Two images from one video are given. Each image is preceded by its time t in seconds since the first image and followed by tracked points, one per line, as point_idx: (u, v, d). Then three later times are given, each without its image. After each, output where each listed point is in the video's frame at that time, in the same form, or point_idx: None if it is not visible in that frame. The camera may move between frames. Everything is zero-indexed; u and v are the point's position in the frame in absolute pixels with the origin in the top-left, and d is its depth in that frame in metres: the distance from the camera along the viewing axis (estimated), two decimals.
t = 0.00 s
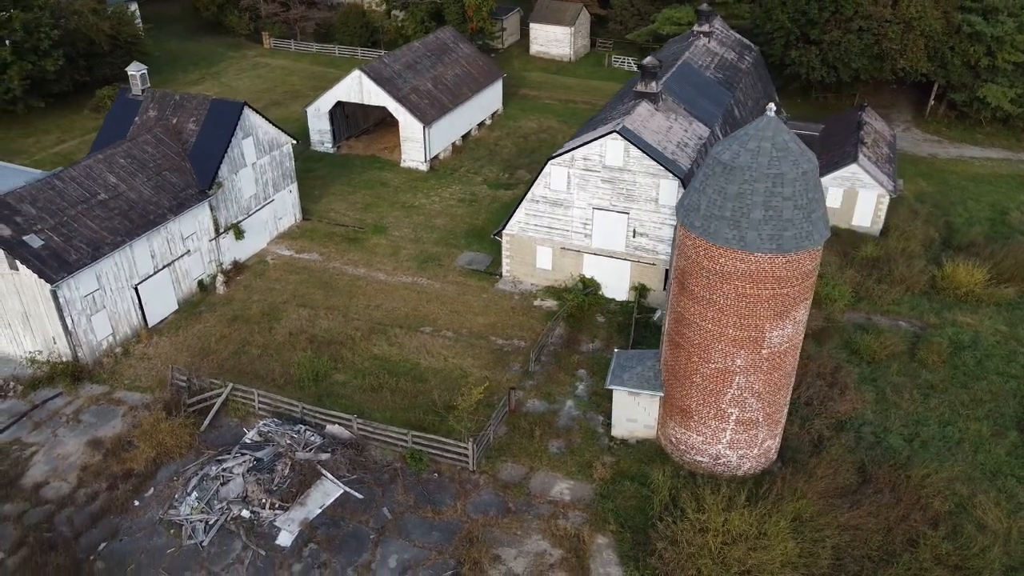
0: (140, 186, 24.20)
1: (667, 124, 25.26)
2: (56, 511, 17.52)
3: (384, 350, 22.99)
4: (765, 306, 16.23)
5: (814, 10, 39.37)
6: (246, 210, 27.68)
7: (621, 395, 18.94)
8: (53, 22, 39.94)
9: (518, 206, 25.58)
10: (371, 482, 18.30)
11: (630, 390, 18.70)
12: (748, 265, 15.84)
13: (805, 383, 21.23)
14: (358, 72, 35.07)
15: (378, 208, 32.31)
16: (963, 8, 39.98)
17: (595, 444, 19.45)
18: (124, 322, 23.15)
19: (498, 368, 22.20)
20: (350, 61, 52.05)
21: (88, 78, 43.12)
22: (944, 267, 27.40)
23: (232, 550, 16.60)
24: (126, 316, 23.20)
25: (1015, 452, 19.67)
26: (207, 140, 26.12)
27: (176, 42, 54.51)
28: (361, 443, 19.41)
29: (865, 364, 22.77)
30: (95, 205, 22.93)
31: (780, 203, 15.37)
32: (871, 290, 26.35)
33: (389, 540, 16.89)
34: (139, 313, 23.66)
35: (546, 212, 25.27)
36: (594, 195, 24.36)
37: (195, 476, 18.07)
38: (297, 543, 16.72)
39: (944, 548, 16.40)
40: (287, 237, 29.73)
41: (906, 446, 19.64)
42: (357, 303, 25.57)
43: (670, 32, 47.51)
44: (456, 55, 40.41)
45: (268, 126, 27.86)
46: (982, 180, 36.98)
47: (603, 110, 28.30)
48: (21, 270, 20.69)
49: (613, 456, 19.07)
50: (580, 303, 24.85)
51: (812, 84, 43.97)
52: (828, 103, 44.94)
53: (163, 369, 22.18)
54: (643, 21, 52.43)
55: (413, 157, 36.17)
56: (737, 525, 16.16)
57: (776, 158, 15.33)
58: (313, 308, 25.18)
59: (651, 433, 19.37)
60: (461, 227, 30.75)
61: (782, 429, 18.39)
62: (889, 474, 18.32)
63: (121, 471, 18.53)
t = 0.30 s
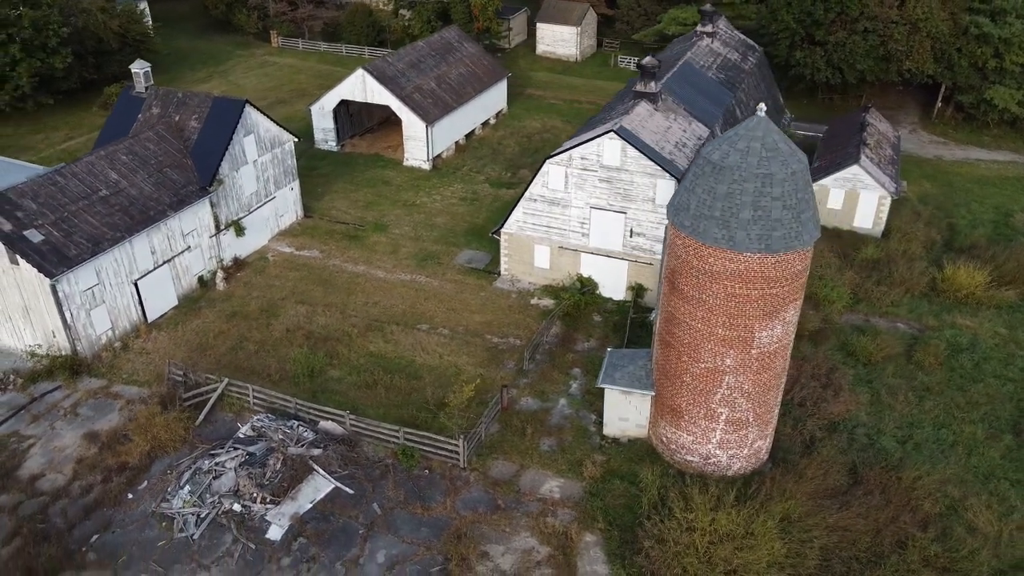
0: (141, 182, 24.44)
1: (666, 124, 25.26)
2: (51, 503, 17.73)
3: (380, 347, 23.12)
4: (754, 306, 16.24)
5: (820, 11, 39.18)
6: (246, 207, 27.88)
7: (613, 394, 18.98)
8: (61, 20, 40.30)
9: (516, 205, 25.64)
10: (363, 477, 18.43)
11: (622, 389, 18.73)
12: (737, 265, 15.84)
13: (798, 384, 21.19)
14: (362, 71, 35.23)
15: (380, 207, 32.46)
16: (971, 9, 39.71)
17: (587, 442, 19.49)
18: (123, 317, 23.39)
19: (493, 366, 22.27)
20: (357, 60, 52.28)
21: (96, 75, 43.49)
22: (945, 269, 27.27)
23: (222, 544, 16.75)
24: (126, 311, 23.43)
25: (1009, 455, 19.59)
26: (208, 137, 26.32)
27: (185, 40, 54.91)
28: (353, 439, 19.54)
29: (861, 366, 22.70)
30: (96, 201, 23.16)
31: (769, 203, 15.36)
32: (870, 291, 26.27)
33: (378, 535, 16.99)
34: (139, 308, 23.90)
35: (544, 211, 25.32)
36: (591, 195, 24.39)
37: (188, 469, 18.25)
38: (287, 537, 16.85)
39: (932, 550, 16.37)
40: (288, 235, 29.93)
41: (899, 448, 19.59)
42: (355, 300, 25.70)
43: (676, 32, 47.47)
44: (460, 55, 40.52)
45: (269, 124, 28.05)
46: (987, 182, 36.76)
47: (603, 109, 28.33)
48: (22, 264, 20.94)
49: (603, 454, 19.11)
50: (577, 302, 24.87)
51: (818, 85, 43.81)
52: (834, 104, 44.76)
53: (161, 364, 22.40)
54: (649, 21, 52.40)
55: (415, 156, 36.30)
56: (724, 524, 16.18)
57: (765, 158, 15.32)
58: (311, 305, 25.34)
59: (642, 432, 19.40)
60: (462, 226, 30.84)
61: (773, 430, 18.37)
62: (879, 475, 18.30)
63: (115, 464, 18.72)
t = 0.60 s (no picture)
0: (136, 179, 24.62)
1: (658, 123, 25.26)
2: (39, 496, 17.91)
3: (371, 344, 23.25)
4: (736, 305, 16.26)
5: (819, 11, 39.04)
6: (242, 204, 28.04)
7: (598, 392, 19.03)
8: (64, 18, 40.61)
9: (509, 204, 25.71)
10: (348, 473, 18.52)
11: (607, 387, 18.78)
12: (719, 264, 15.87)
13: (786, 384, 21.19)
14: (360, 70, 35.36)
15: (376, 205, 32.58)
16: (972, 10, 39.55)
17: (572, 440, 19.56)
18: (117, 312, 23.58)
19: (482, 364, 22.34)
20: (359, 59, 52.47)
21: (99, 73, 43.81)
22: (939, 270, 27.19)
23: (206, 537, 16.88)
24: (119, 306, 23.62)
25: (996, 457, 19.55)
26: (204, 134, 26.48)
27: (189, 38, 55.21)
28: (340, 435, 19.64)
29: (850, 367, 22.68)
30: (91, 197, 23.35)
31: (750, 202, 15.39)
32: (862, 292, 26.23)
33: (361, 531, 17.09)
34: (132, 304, 24.08)
35: (537, 209, 25.38)
36: (583, 194, 24.43)
37: (175, 463, 18.38)
38: (270, 532, 16.97)
39: (914, 551, 16.36)
40: (284, 232, 30.09)
41: (885, 449, 19.58)
42: (348, 298, 25.82)
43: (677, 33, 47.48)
44: (460, 54, 40.63)
45: (265, 121, 28.20)
46: (986, 184, 36.62)
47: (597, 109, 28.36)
48: (15, 259, 21.14)
49: (588, 452, 19.17)
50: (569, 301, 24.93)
51: (819, 86, 43.73)
52: (835, 105, 44.67)
53: (152, 359, 22.57)
54: (652, 21, 52.39)
55: (413, 155, 36.41)
56: (704, 523, 16.21)
57: (746, 158, 15.36)
58: (304, 302, 25.49)
59: (628, 431, 19.43)
60: (457, 225, 30.93)
61: (757, 430, 18.39)
62: (864, 476, 18.28)
63: (104, 457, 18.88)
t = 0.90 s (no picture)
0: (129, 176, 24.76)
1: (650, 123, 25.28)
2: (27, 490, 18.06)
3: (361, 341, 23.34)
4: (718, 304, 16.26)
5: (818, 11, 38.90)
6: (236, 202, 28.17)
7: (584, 390, 19.07)
8: (65, 16, 40.86)
9: (500, 203, 25.76)
10: (333, 470, 18.60)
11: (592, 385, 18.82)
12: (701, 263, 15.86)
13: (773, 384, 21.17)
14: (357, 68, 35.48)
15: (372, 203, 32.68)
16: (972, 11, 39.39)
17: (559, 438, 19.60)
18: (109, 309, 23.72)
19: (471, 362, 22.39)
20: (360, 58, 52.61)
21: (100, 72, 44.06)
22: (933, 271, 27.12)
23: (191, 532, 16.98)
24: (112, 303, 23.78)
25: (983, 458, 19.52)
26: (198, 132, 26.61)
27: (191, 37, 55.43)
28: (327, 432, 19.73)
29: (840, 367, 22.65)
30: (84, 194, 23.51)
31: (732, 202, 15.40)
32: (854, 293, 26.20)
33: (344, 527, 17.16)
34: (125, 301, 24.23)
35: (528, 208, 25.43)
36: (574, 193, 24.47)
37: (162, 459, 18.51)
38: (254, 527, 17.06)
39: (896, 551, 16.36)
40: (278, 230, 30.21)
41: (871, 449, 19.57)
42: (340, 296, 25.93)
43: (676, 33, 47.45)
44: (458, 53, 40.70)
45: (260, 120, 28.32)
46: (984, 185, 36.49)
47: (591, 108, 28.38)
48: (8, 256, 21.30)
49: (574, 450, 19.21)
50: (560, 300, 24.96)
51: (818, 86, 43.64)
52: (835, 105, 44.58)
53: (144, 356, 22.72)
54: (652, 21, 52.28)
55: (410, 153, 36.51)
56: (685, 522, 16.23)
57: (728, 157, 15.37)
58: (296, 299, 25.61)
59: (614, 430, 19.47)
60: (451, 224, 31.00)
61: (742, 429, 18.41)
62: (849, 475, 18.27)
63: (92, 452, 18.99)
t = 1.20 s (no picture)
0: (121, 174, 24.89)
1: (640, 122, 25.33)
2: (12, 485, 18.19)
3: (349, 339, 23.42)
4: (699, 304, 16.28)
5: (815, 12, 38.91)
6: (229, 200, 28.29)
7: (567, 389, 19.11)
8: (65, 15, 41.13)
9: (491, 202, 25.81)
10: (317, 467, 18.69)
11: (575, 384, 18.87)
12: (681, 263, 15.88)
13: (759, 384, 21.17)
14: (353, 67, 35.61)
15: (366, 202, 32.76)
16: (971, 11, 39.14)
17: (543, 437, 19.64)
18: (100, 305, 23.86)
19: (458, 361, 22.44)
20: (359, 57, 52.75)
21: (99, 70, 44.27)
22: (924, 272, 27.07)
23: (173, 528, 17.08)
24: (103, 300, 23.90)
25: (968, 460, 19.48)
26: (191, 131, 26.73)
27: (191, 36, 55.63)
28: (312, 429, 19.82)
29: (827, 367, 22.63)
30: (75, 191, 23.63)
31: (712, 201, 15.40)
32: (844, 293, 26.17)
33: (326, 524, 17.24)
34: (116, 298, 24.37)
35: (518, 208, 25.48)
36: (564, 192, 24.51)
37: (147, 455, 18.62)
38: (236, 524, 17.15)
39: (876, 552, 16.37)
40: (272, 228, 30.32)
41: (856, 450, 19.55)
42: (330, 294, 26.01)
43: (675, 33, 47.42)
44: (456, 53, 40.77)
45: (253, 119, 28.42)
46: (981, 186, 36.37)
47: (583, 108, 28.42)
48: None
49: (557, 449, 19.26)
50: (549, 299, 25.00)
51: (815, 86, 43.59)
52: (833, 106, 44.50)
53: (133, 353, 22.86)
54: (652, 20, 52.23)
55: (405, 152, 36.60)
56: (665, 521, 16.26)
57: (708, 157, 15.36)
58: (287, 297, 25.71)
59: (598, 429, 19.50)
60: (444, 223, 31.06)
61: (725, 428, 18.41)
62: (832, 476, 18.27)
63: (78, 448, 19.11)
